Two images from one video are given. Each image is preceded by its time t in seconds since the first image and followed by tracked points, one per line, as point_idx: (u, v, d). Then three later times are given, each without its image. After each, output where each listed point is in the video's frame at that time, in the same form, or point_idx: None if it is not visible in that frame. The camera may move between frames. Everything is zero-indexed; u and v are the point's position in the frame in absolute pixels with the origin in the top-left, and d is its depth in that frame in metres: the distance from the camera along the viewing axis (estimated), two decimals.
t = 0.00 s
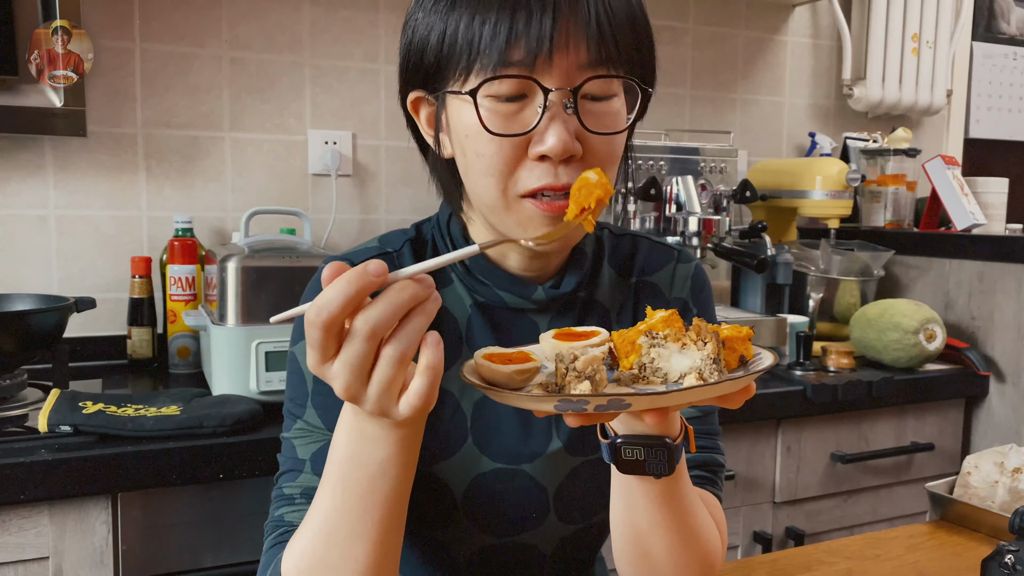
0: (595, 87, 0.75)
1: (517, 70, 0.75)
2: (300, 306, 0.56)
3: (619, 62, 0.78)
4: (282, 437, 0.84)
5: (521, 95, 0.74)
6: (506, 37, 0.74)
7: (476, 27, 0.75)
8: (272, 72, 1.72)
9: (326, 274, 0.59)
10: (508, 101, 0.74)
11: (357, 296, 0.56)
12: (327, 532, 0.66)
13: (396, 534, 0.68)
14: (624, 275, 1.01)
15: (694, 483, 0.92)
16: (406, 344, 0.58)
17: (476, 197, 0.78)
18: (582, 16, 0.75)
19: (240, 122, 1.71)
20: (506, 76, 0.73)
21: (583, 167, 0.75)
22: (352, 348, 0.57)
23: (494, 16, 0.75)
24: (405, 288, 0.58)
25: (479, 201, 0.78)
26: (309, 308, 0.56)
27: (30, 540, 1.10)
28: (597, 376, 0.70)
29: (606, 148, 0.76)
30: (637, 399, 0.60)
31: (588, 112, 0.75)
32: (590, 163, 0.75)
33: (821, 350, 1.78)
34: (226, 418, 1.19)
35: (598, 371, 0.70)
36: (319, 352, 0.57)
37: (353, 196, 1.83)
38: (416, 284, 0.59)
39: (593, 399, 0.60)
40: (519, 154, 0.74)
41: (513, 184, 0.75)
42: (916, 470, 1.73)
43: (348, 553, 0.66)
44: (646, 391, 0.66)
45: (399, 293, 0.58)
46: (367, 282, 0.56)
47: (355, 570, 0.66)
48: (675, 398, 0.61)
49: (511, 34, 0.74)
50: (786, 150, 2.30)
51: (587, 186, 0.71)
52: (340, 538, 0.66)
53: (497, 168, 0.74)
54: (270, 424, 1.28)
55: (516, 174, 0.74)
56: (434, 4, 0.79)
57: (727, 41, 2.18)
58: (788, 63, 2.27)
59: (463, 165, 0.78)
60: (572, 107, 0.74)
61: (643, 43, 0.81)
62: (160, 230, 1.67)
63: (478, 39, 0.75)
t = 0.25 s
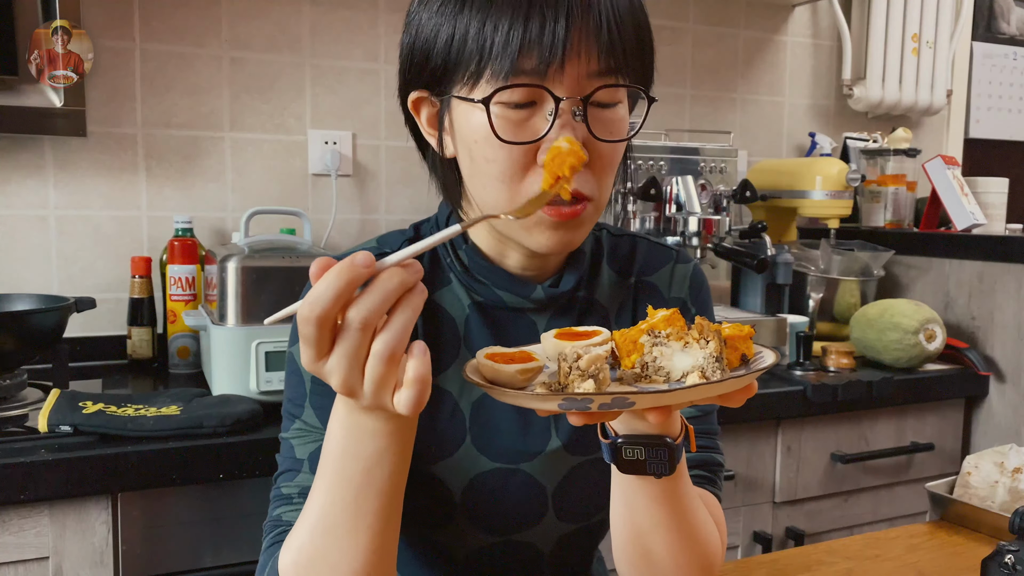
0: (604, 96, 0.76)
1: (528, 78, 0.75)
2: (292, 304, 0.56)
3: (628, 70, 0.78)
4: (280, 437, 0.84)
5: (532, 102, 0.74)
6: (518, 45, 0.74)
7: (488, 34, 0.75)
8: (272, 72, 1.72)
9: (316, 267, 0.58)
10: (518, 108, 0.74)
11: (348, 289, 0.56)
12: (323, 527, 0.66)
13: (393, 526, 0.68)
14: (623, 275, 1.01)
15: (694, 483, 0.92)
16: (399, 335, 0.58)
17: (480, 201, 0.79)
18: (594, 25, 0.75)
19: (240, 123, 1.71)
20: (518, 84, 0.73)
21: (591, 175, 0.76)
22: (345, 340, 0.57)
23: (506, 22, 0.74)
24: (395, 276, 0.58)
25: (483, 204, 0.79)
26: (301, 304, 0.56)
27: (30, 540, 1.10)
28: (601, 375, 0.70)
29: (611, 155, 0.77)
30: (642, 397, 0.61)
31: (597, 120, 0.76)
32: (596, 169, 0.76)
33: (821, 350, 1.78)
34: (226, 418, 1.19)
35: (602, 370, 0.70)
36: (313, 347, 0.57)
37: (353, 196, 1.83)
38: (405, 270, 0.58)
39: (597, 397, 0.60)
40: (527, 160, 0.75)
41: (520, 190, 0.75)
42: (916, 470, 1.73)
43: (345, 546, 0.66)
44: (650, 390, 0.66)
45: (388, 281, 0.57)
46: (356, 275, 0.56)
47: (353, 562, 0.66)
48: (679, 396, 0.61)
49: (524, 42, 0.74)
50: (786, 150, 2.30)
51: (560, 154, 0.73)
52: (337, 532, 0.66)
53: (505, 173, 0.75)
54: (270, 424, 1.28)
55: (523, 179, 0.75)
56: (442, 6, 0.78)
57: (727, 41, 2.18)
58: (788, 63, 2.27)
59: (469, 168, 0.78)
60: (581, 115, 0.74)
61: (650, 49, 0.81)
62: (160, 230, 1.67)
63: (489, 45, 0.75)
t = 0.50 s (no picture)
0: (588, 82, 0.75)
1: (510, 67, 0.75)
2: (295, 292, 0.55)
3: (614, 56, 0.78)
4: (281, 436, 0.84)
5: (514, 90, 0.74)
6: (497, 33, 0.74)
7: (469, 25, 0.75)
8: (272, 72, 1.72)
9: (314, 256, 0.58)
10: (501, 96, 0.74)
11: (351, 273, 0.56)
12: (321, 522, 0.66)
13: (391, 519, 0.68)
14: (625, 275, 1.01)
15: (695, 483, 0.92)
16: (403, 316, 0.58)
17: (474, 194, 0.79)
18: (574, 11, 0.74)
19: (240, 123, 1.71)
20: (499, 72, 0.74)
21: (579, 163, 0.75)
22: (350, 324, 0.57)
23: (485, 12, 0.75)
24: (395, 259, 0.58)
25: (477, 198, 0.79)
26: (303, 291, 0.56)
27: (30, 540, 1.10)
28: (592, 376, 0.70)
29: (602, 143, 0.76)
30: (631, 400, 0.60)
31: (582, 105, 0.75)
32: (585, 158, 0.75)
33: (821, 350, 1.78)
34: (226, 418, 1.19)
35: (593, 371, 0.70)
36: (316, 334, 0.57)
37: (353, 196, 1.83)
38: (403, 254, 0.59)
39: (586, 399, 0.60)
40: (515, 151, 0.74)
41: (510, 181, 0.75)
42: (916, 470, 1.73)
43: (344, 539, 0.66)
44: (640, 391, 0.66)
45: (388, 264, 0.58)
46: (357, 258, 0.56)
47: (352, 556, 0.66)
48: (668, 399, 0.61)
49: (503, 31, 0.74)
50: (786, 150, 2.30)
51: (535, 140, 0.73)
52: (335, 526, 0.66)
53: (494, 164, 0.75)
54: (270, 424, 1.28)
55: (511, 170, 0.75)
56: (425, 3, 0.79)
57: (727, 41, 2.18)
58: (788, 63, 2.27)
59: (461, 162, 0.79)
60: (565, 103, 0.74)
61: (638, 37, 0.81)
62: (160, 230, 1.67)
63: (469, 36, 0.75)
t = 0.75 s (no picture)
0: (571, 67, 0.76)
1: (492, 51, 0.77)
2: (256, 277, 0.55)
3: (598, 46, 0.79)
4: (280, 437, 0.84)
5: (495, 72, 0.76)
6: (480, 19, 0.77)
7: (454, 14, 0.78)
8: (272, 72, 1.72)
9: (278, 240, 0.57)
10: (483, 79, 0.76)
11: (312, 252, 0.56)
12: (311, 521, 0.66)
13: (381, 514, 0.68)
14: (625, 274, 1.01)
15: (695, 483, 0.92)
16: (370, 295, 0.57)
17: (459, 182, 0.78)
18: None
19: (240, 123, 1.71)
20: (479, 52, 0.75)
21: (560, 148, 0.74)
22: (318, 305, 0.56)
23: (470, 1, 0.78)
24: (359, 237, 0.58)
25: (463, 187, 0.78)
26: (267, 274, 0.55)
27: (30, 540, 1.10)
28: (588, 372, 0.70)
29: (585, 130, 0.75)
30: (626, 394, 0.61)
31: (564, 90, 0.75)
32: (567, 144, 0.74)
33: (821, 350, 1.78)
34: (226, 418, 1.19)
35: (590, 366, 0.70)
36: (285, 317, 0.56)
37: (353, 196, 1.83)
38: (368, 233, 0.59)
39: (581, 393, 0.60)
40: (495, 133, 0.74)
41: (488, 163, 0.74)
42: (916, 470, 1.73)
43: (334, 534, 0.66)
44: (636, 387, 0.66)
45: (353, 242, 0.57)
46: (318, 239, 0.56)
47: (344, 554, 0.66)
48: (663, 394, 0.62)
49: (485, 16, 0.76)
50: (786, 150, 2.30)
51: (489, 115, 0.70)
52: (325, 525, 0.66)
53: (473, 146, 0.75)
54: (270, 424, 1.28)
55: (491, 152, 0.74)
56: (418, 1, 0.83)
57: (727, 41, 2.18)
58: (788, 63, 2.27)
59: (449, 151, 0.79)
60: (546, 87, 0.75)
61: (627, 33, 0.82)
62: (160, 231, 1.67)
63: (455, 24, 0.78)
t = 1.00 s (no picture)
0: (574, 78, 0.76)
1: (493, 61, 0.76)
2: (269, 317, 0.56)
3: (600, 55, 0.78)
4: (280, 438, 0.84)
5: (497, 83, 0.75)
6: (482, 28, 0.76)
7: (455, 21, 0.78)
8: (272, 72, 1.72)
9: (297, 283, 0.59)
10: (484, 90, 0.75)
11: (327, 305, 0.56)
12: (317, 534, 0.66)
13: (387, 534, 0.68)
14: (624, 275, 1.01)
15: (695, 483, 0.92)
16: (380, 354, 0.57)
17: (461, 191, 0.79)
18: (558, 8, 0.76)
19: (240, 123, 1.71)
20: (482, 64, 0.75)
21: (562, 161, 0.74)
22: (326, 356, 0.57)
23: (471, 8, 0.77)
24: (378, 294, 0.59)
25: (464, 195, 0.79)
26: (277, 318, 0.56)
27: (30, 540, 1.10)
28: (584, 375, 0.71)
29: (587, 142, 0.75)
30: (621, 397, 0.60)
31: (566, 102, 0.75)
32: (569, 157, 0.75)
33: (821, 350, 1.78)
34: (226, 418, 1.19)
35: (585, 370, 0.71)
36: (292, 362, 0.57)
37: (353, 196, 1.83)
38: (389, 291, 0.60)
39: (578, 397, 0.59)
40: (497, 145, 0.74)
41: (491, 175, 0.74)
42: (916, 470, 1.73)
43: (340, 552, 0.66)
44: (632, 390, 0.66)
45: (372, 297, 0.58)
46: (338, 292, 0.56)
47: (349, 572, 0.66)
48: (661, 395, 0.61)
49: (486, 25, 0.76)
50: (786, 150, 2.30)
51: (563, 194, 0.71)
52: (332, 540, 0.66)
53: (475, 158, 0.75)
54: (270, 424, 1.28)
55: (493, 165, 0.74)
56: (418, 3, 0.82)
57: (727, 41, 2.18)
58: (788, 63, 2.27)
59: (450, 160, 0.79)
60: (548, 99, 0.74)
61: (628, 39, 0.81)
62: (160, 230, 1.67)
63: (456, 31, 0.78)
